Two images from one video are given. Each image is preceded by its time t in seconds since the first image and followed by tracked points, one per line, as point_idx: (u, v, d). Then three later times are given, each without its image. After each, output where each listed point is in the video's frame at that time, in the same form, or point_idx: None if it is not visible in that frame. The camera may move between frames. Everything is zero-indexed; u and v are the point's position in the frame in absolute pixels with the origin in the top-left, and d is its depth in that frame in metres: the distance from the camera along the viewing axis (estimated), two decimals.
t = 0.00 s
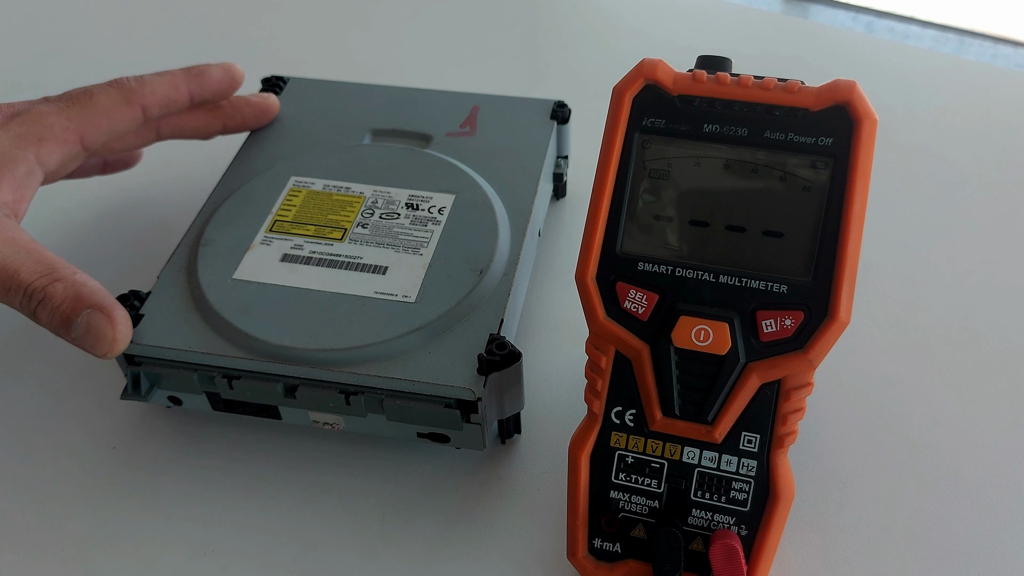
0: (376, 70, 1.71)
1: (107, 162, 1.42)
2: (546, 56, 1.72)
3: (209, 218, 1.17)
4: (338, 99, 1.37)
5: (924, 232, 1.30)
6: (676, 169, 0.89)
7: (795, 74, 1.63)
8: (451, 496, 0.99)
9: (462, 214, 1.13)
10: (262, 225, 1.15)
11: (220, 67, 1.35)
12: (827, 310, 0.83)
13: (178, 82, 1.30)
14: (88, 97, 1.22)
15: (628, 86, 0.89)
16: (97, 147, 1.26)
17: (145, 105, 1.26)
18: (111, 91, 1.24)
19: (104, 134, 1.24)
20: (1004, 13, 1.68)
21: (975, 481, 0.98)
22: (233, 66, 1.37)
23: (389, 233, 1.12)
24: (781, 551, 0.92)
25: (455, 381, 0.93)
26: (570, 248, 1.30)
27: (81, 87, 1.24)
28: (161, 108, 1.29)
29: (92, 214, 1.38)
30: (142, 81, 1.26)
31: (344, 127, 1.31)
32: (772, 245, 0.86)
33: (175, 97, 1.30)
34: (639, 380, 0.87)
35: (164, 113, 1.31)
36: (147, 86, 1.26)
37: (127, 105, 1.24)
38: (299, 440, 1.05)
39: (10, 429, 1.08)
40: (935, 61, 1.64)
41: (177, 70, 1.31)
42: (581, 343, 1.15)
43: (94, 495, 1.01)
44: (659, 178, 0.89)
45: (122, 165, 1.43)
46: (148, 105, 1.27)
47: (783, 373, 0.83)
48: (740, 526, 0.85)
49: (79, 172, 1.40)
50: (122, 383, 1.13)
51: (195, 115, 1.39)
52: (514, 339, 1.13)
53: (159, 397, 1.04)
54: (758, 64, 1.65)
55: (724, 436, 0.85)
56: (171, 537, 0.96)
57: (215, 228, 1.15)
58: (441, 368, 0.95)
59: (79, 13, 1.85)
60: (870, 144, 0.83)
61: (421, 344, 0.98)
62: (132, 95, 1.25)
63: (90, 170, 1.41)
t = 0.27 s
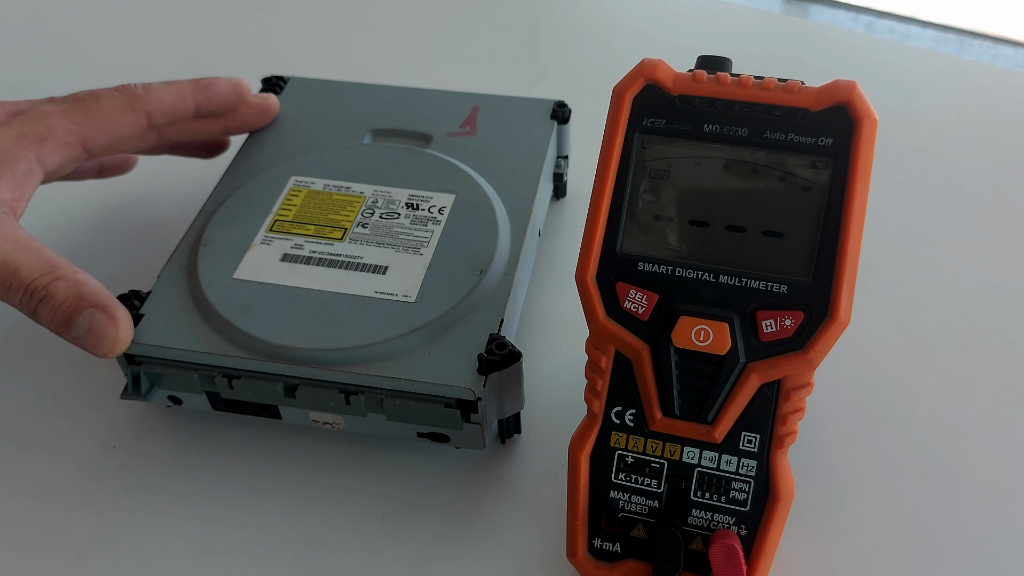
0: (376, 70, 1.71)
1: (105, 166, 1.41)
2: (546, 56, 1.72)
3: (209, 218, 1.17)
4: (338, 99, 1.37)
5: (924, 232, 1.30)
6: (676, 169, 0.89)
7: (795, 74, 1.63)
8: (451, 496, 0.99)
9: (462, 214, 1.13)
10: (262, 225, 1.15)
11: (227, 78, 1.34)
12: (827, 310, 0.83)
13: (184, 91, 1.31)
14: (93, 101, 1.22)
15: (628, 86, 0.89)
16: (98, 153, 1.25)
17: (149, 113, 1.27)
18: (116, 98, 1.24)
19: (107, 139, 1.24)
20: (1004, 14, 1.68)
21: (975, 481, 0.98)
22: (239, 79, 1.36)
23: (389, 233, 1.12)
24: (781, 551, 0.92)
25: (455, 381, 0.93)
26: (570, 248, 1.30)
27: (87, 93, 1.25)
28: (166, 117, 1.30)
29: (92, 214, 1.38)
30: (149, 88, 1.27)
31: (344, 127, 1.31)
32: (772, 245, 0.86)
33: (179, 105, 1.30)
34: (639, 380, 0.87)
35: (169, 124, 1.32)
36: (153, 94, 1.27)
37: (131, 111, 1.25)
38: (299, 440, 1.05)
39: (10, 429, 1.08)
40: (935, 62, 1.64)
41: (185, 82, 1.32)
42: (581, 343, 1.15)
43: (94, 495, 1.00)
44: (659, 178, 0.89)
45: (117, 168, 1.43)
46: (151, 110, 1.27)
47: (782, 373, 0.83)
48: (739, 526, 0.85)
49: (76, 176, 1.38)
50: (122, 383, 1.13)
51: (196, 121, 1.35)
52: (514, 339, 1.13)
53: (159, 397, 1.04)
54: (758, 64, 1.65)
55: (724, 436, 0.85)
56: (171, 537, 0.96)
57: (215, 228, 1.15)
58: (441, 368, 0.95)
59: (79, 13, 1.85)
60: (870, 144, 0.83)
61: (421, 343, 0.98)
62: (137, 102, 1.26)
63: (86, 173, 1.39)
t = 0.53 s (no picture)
0: (376, 70, 1.71)
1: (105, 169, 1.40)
2: (546, 56, 1.72)
3: (209, 219, 1.17)
4: (338, 99, 1.37)
5: (924, 232, 1.30)
6: (676, 169, 0.89)
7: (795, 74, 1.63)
8: (451, 496, 0.99)
9: (462, 214, 1.13)
10: (262, 225, 1.15)
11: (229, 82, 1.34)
12: (827, 310, 0.83)
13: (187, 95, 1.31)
14: (96, 102, 1.22)
15: (628, 86, 0.89)
16: (99, 155, 1.25)
17: (152, 117, 1.27)
18: (119, 100, 1.24)
19: (108, 141, 1.24)
20: (1004, 13, 1.68)
21: (975, 481, 0.98)
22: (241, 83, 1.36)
23: (388, 233, 1.12)
24: (781, 551, 0.92)
25: (454, 381, 0.93)
26: (570, 248, 1.30)
27: (90, 94, 1.25)
28: (168, 120, 1.30)
29: (92, 214, 1.38)
30: (152, 91, 1.27)
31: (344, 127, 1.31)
32: (772, 245, 0.86)
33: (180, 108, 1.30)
34: (639, 380, 0.87)
35: (171, 127, 1.32)
36: (156, 97, 1.27)
37: (134, 114, 1.25)
38: (299, 440, 1.05)
39: (10, 429, 1.08)
40: (935, 62, 1.64)
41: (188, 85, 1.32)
42: (581, 343, 1.15)
43: (94, 496, 1.00)
44: (659, 178, 0.89)
45: (116, 173, 1.42)
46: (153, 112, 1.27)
47: (782, 373, 0.83)
48: (740, 526, 0.85)
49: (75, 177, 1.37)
50: (122, 383, 1.13)
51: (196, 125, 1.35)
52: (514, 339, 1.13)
53: (159, 397, 1.04)
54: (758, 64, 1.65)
55: (724, 436, 0.85)
56: (171, 537, 0.96)
57: (215, 228, 1.15)
58: (441, 368, 0.95)
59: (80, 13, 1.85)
60: (870, 144, 0.83)
61: (421, 343, 0.98)
62: (140, 105, 1.26)
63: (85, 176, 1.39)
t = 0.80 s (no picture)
0: (376, 70, 1.71)
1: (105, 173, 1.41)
2: (547, 56, 1.72)
3: (209, 219, 1.17)
4: (338, 99, 1.37)
5: (924, 232, 1.30)
6: (676, 169, 0.89)
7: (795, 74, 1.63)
8: (451, 495, 0.99)
9: (462, 214, 1.13)
10: (262, 225, 1.15)
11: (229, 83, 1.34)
12: (827, 310, 0.83)
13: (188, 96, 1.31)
14: (97, 103, 1.22)
15: (628, 86, 0.89)
16: (99, 156, 1.25)
17: (152, 117, 1.27)
18: (120, 100, 1.24)
19: (109, 142, 1.24)
20: (1004, 13, 1.68)
21: (975, 481, 0.98)
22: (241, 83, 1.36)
23: (389, 233, 1.12)
24: (781, 551, 0.92)
25: (454, 381, 0.93)
26: (570, 248, 1.30)
27: (90, 94, 1.24)
28: (168, 121, 1.30)
29: (93, 214, 1.38)
30: (152, 91, 1.27)
31: (344, 126, 1.31)
32: (772, 245, 0.86)
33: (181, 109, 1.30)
34: (639, 380, 0.87)
35: (171, 128, 1.32)
36: (156, 97, 1.27)
37: (134, 115, 1.25)
38: (299, 440, 1.05)
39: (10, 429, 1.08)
40: (935, 62, 1.64)
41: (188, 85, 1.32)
42: (581, 343, 1.15)
43: (94, 496, 1.00)
44: (659, 178, 0.89)
45: (116, 177, 1.42)
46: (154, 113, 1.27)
47: (782, 373, 0.83)
48: (739, 526, 0.85)
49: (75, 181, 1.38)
50: (122, 383, 1.13)
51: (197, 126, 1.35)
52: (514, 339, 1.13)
53: (159, 397, 1.04)
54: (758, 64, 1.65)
55: (724, 436, 0.85)
56: (171, 537, 0.96)
57: (215, 228, 1.15)
58: (441, 368, 0.95)
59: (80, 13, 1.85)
60: (870, 144, 0.83)
61: (421, 343, 0.98)
62: (141, 106, 1.26)
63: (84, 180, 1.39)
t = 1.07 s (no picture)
0: (376, 70, 1.71)
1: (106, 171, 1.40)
2: (547, 56, 1.72)
3: (209, 218, 1.17)
4: (338, 99, 1.37)
5: (924, 232, 1.30)
6: (676, 169, 0.89)
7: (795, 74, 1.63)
8: (451, 495, 0.99)
9: (462, 214, 1.13)
10: (262, 225, 1.15)
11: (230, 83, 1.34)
12: (827, 310, 0.83)
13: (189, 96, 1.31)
14: (99, 102, 1.22)
15: (628, 86, 0.89)
16: (99, 155, 1.25)
17: (154, 116, 1.27)
18: (122, 99, 1.24)
19: (109, 141, 1.23)
20: (1004, 13, 1.68)
21: (975, 481, 0.98)
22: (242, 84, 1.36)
23: (389, 233, 1.12)
24: (781, 552, 0.92)
25: (454, 381, 0.93)
26: (570, 248, 1.30)
27: (92, 94, 1.24)
28: (169, 120, 1.29)
29: (93, 214, 1.38)
30: (154, 91, 1.27)
31: (344, 126, 1.31)
32: (772, 245, 0.86)
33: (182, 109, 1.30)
34: (639, 380, 0.87)
35: (172, 127, 1.32)
36: (158, 97, 1.27)
37: (135, 114, 1.25)
38: (299, 440, 1.05)
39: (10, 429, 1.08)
40: (935, 62, 1.64)
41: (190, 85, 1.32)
42: (581, 343, 1.15)
43: (94, 496, 1.00)
44: (659, 178, 0.89)
45: (116, 176, 1.42)
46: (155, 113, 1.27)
47: (782, 373, 0.83)
48: (739, 526, 0.85)
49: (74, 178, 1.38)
50: (122, 382, 1.13)
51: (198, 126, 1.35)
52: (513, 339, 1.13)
53: (159, 397, 1.04)
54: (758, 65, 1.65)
55: (724, 436, 0.85)
56: (171, 537, 0.96)
57: (215, 228, 1.15)
58: (441, 367, 0.95)
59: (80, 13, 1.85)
60: (869, 144, 0.83)
61: (421, 343, 0.98)
62: (142, 105, 1.26)
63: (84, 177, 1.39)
